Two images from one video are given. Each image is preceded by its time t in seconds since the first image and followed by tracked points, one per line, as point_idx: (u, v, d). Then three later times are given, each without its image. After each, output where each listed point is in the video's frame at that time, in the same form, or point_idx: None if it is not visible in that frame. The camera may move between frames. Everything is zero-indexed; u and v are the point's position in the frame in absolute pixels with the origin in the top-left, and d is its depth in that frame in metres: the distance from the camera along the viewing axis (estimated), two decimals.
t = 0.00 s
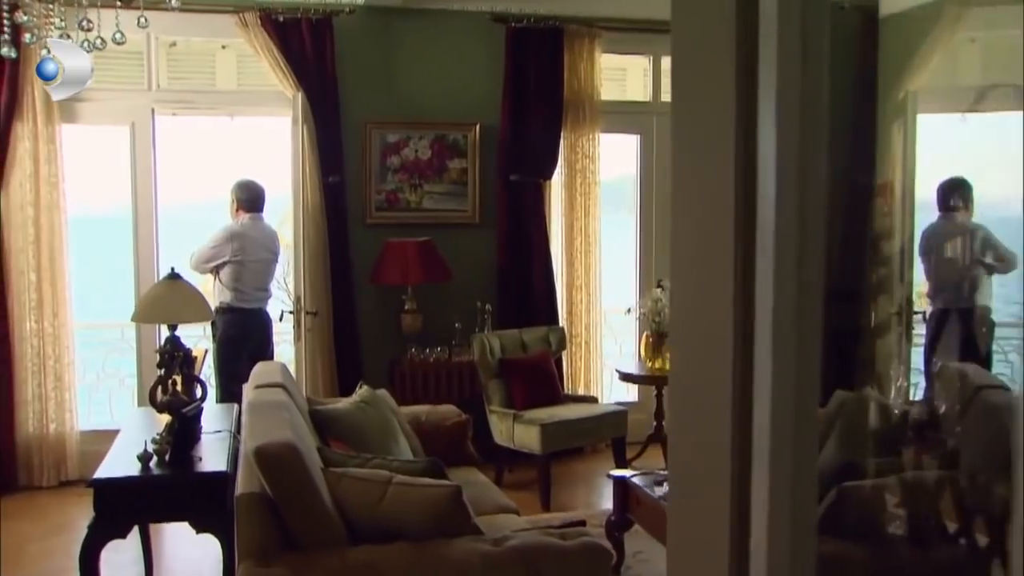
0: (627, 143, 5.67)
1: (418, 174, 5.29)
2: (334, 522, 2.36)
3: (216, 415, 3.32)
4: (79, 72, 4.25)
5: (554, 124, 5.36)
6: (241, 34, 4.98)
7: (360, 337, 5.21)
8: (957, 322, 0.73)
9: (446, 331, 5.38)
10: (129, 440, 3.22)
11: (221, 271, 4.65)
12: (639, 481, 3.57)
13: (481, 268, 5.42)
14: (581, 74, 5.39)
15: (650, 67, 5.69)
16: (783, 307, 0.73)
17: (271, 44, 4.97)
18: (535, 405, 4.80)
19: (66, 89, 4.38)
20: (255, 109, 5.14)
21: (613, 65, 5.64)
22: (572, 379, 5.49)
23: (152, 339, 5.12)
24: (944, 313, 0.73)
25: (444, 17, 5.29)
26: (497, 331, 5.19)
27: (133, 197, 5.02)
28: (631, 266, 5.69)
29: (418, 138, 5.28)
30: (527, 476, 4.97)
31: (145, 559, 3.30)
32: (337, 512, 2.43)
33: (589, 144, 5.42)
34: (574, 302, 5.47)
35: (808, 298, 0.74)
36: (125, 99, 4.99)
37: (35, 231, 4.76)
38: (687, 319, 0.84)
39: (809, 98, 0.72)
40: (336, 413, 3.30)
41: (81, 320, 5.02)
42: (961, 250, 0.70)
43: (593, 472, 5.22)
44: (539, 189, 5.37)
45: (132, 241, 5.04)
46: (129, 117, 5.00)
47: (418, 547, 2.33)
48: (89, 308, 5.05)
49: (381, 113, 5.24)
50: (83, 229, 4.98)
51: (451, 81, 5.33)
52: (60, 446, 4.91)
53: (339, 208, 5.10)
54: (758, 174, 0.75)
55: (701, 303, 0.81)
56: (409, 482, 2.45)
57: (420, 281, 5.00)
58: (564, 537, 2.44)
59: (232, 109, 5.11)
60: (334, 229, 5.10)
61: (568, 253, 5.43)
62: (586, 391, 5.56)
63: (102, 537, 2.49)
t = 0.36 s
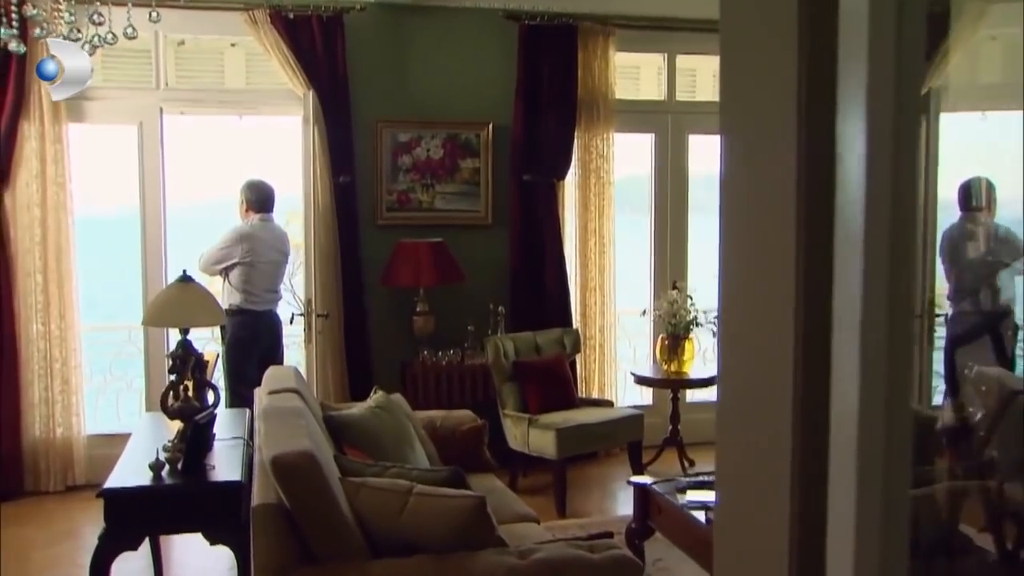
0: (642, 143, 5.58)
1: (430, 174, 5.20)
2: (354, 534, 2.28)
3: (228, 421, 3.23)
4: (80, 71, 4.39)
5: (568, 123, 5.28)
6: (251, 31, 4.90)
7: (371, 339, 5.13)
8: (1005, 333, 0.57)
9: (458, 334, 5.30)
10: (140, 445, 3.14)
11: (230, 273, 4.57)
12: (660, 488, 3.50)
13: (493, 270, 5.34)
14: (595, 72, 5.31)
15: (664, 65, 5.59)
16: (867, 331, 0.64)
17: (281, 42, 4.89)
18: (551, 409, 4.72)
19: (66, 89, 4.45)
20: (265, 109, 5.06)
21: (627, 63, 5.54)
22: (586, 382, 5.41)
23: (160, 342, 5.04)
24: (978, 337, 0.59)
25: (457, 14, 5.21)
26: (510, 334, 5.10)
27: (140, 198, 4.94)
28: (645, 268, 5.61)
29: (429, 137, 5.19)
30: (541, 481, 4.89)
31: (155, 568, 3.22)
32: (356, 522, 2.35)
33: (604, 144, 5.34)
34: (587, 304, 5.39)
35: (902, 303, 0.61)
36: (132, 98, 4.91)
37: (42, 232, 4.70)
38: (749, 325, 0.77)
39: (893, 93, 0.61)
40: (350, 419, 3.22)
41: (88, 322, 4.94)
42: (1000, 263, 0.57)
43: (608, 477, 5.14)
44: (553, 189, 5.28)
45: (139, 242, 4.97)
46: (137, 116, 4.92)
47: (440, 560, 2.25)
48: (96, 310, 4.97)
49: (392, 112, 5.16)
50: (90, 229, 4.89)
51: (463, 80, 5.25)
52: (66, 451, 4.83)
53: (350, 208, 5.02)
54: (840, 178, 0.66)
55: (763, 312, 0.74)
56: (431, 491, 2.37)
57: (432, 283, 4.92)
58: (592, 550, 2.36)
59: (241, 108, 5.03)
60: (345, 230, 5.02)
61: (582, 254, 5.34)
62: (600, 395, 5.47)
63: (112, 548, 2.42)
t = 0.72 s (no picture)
0: (656, 142, 5.49)
1: (441, 173, 5.11)
2: (374, 547, 2.20)
3: (240, 426, 3.14)
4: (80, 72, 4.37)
5: (581, 121, 5.19)
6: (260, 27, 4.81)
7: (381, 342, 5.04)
8: None
9: (470, 336, 5.20)
10: (149, 451, 3.05)
11: (238, 273, 4.49)
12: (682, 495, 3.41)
13: (506, 270, 5.25)
14: (609, 69, 5.23)
15: (679, 62, 5.50)
16: (936, 332, 0.63)
17: (290, 38, 4.80)
18: (565, 412, 4.63)
19: (67, 89, 4.42)
20: (273, 106, 4.98)
21: (641, 60, 5.45)
22: (599, 385, 5.32)
23: (167, 345, 4.95)
24: None
25: (468, 9, 5.12)
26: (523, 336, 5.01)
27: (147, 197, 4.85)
28: (659, 268, 5.52)
29: (441, 136, 5.10)
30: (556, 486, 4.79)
31: None
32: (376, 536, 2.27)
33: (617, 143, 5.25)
34: (601, 305, 5.30)
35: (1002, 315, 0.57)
36: (139, 95, 4.83)
37: (47, 232, 4.62)
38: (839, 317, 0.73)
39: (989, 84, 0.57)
40: (366, 424, 3.13)
41: (93, 324, 4.85)
42: None
43: (622, 481, 5.05)
44: (566, 189, 5.19)
45: (146, 242, 4.88)
46: (144, 114, 4.84)
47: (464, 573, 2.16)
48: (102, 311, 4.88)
49: (402, 110, 5.07)
50: (96, 230, 4.81)
51: (475, 77, 5.16)
52: (71, 454, 4.74)
53: (360, 207, 4.93)
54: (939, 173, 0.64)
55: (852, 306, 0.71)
56: (454, 501, 2.28)
57: (444, 283, 4.83)
58: (622, 562, 2.32)
59: (249, 106, 4.95)
60: (355, 229, 4.93)
61: (596, 254, 5.26)
62: (614, 397, 5.39)
63: (122, 560, 2.33)
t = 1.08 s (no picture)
0: (672, 142, 5.40)
1: (453, 173, 5.03)
2: (396, 562, 2.12)
3: (252, 435, 3.05)
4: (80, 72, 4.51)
5: (596, 120, 5.10)
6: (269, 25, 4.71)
7: (392, 344, 4.95)
8: None
9: (483, 339, 5.11)
10: (159, 458, 2.96)
11: (248, 274, 4.40)
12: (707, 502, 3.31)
13: (519, 272, 5.16)
14: (625, 67, 5.14)
15: (694, 61, 5.41)
16: None
17: (300, 36, 4.70)
18: (581, 417, 4.54)
19: (66, 89, 4.48)
20: (282, 105, 4.90)
21: (655, 58, 5.35)
22: (613, 388, 5.23)
23: (175, 348, 4.85)
24: None
25: (480, 6, 5.02)
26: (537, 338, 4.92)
27: (154, 198, 4.76)
28: (675, 270, 5.43)
29: (453, 135, 5.01)
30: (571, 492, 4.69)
31: None
32: (397, 548, 2.21)
33: (632, 142, 5.17)
34: (616, 307, 5.21)
35: None
36: (146, 94, 4.74)
37: (52, 233, 4.53)
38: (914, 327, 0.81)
39: None
40: (383, 431, 3.05)
41: (99, 327, 4.76)
42: None
43: (637, 487, 4.96)
44: (581, 189, 5.10)
45: (154, 243, 4.78)
46: (150, 113, 4.74)
47: None
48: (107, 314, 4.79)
49: (413, 109, 4.99)
50: (102, 231, 4.72)
51: (487, 75, 5.07)
52: (77, 460, 4.65)
53: (371, 208, 4.84)
54: None
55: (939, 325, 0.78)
56: (478, 514, 2.20)
57: (457, 285, 4.74)
58: None
59: (258, 105, 4.87)
60: (366, 230, 4.84)
61: (610, 256, 5.18)
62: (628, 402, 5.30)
63: None
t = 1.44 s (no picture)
0: (686, 142, 5.29)
1: (465, 174, 4.92)
2: None
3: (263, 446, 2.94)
4: (81, 73, 4.32)
5: (610, 120, 4.99)
6: (277, 23, 4.59)
7: (402, 349, 4.84)
8: None
9: (495, 344, 5.01)
10: (168, 469, 2.86)
11: (256, 278, 4.29)
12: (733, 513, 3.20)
13: (531, 275, 5.06)
14: (640, 66, 5.04)
15: (709, 60, 5.30)
16: None
17: (308, 35, 4.58)
18: (596, 423, 4.44)
19: (67, 89, 4.32)
20: (290, 104, 4.80)
21: (669, 57, 5.25)
22: (628, 394, 5.12)
23: (181, 353, 4.74)
24: None
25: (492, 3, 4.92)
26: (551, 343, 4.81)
27: (159, 199, 4.66)
28: (690, 273, 5.33)
29: (464, 135, 4.91)
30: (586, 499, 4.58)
31: None
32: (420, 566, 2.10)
33: (648, 142, 5.07)
34: (630, 310, 5.11)
35: None
36: (151, 92, 4.64)
37: (56, 235, 4.43)
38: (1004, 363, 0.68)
39: None
40: (399, 441, 2.95)
41: (104, 331, 4.66)
42: None
43: (653, 494, 4.86)
44: (595, 190, 5.00)
45: (158, 246, 4.68)
46: (155, 113, 4.64)
47: None
48: (112, 318, 4.68)
49: (424, 109, 4.89)
50: (107, 234, 4.62)
51: (499, 74, 4.97)
52: (81, 468, 4.55)
53: (381, 210, 4.73)
54: None
55: None
56: (506, 530, 2.10)
57: (469, 289, 4.65)
58: None
59: (265, 105, 4.77)
60: (376, 232, 4.73)
61: (625, 259, 5.07)
62: (643, 407, 5.19)
63: None
